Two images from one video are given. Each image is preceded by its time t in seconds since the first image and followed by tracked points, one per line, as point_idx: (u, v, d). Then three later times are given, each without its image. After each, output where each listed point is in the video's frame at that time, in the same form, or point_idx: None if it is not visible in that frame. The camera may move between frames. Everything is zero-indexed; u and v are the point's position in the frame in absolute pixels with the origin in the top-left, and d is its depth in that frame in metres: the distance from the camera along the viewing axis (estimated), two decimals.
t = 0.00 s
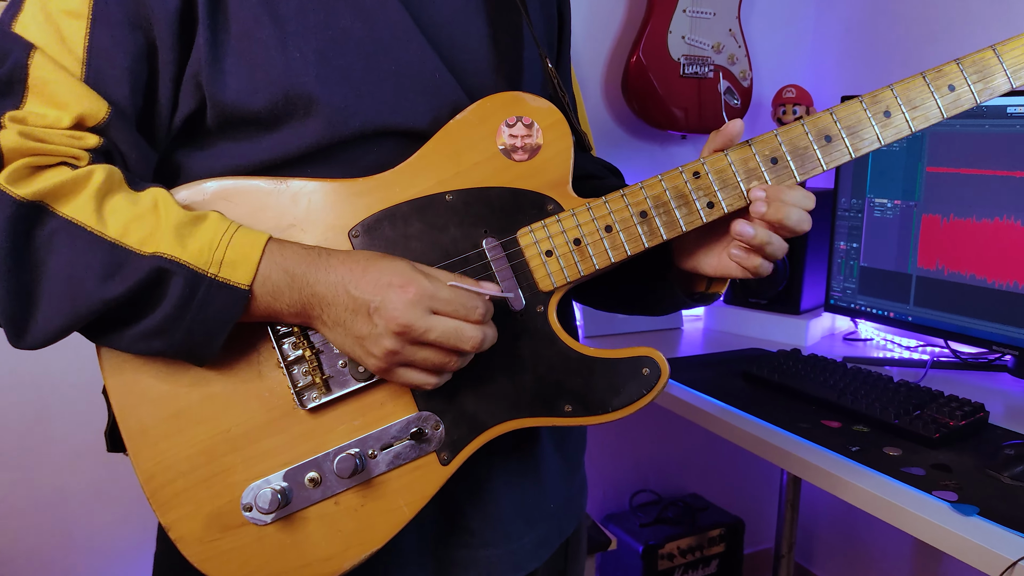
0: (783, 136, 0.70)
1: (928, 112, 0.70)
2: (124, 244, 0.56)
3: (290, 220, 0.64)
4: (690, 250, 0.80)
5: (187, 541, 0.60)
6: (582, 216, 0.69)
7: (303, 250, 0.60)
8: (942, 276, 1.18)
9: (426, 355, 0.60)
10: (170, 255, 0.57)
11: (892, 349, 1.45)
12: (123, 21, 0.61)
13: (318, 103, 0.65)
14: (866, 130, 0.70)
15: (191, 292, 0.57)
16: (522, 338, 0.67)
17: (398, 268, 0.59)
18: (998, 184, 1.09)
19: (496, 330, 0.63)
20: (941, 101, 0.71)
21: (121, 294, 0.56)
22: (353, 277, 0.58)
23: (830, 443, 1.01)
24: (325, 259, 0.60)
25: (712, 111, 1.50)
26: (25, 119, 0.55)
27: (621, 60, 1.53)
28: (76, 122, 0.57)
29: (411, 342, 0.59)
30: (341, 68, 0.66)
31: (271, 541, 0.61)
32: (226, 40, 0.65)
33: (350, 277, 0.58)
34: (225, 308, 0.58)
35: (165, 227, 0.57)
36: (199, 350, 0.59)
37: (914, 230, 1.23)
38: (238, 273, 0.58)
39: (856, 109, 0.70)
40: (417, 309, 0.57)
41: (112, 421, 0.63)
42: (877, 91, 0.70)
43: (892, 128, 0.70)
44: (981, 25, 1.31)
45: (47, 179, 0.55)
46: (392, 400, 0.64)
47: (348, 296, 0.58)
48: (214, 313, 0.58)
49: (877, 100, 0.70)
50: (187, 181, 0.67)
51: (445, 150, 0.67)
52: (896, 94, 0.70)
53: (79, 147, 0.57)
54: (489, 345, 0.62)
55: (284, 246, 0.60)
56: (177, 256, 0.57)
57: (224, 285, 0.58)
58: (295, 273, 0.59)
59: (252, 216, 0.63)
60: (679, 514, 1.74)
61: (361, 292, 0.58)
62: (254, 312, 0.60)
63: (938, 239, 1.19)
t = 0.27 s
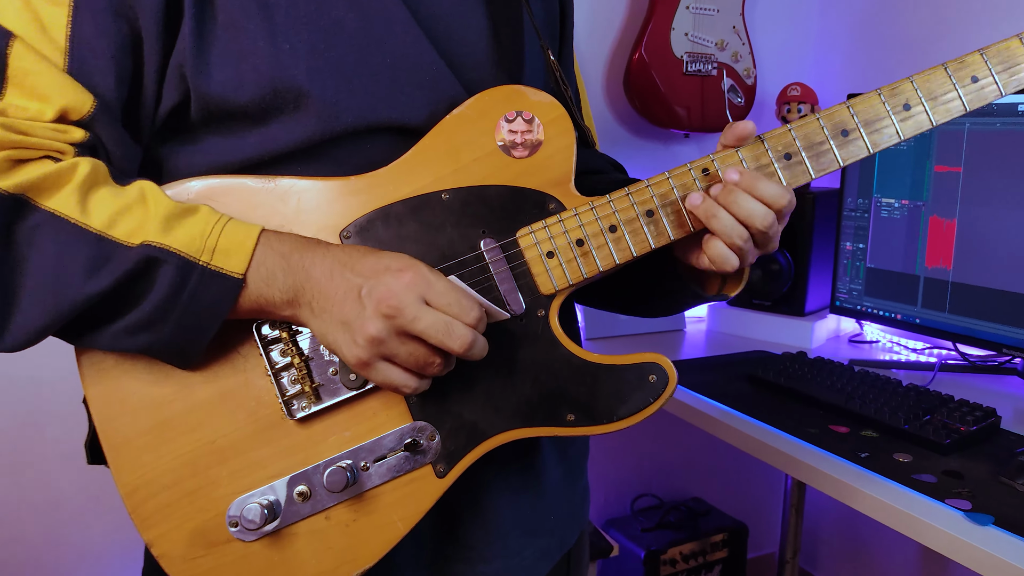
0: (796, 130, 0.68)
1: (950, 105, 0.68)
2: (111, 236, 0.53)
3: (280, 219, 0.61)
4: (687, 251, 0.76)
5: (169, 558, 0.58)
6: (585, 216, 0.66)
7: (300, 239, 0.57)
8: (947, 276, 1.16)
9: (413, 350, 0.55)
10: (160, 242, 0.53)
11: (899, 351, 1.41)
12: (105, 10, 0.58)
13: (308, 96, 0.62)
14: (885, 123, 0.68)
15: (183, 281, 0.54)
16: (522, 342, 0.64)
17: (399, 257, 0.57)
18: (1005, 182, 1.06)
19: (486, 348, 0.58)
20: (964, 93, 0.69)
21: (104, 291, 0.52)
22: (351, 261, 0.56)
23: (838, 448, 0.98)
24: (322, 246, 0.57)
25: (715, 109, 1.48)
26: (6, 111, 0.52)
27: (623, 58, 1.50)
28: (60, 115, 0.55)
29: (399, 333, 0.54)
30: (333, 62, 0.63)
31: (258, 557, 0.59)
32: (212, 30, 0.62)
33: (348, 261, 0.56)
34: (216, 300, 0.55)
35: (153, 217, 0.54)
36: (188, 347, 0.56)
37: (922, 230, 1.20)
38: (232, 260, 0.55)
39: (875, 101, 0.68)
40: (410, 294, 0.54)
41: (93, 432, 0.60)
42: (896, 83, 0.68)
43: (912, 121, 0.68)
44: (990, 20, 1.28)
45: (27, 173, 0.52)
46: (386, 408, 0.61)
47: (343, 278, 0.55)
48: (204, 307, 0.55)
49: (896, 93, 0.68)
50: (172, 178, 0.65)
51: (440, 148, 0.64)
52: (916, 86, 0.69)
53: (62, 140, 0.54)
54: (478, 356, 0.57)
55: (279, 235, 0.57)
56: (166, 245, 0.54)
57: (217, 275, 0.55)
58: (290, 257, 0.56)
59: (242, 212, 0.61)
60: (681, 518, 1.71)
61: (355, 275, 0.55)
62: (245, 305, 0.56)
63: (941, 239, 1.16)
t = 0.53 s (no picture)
0: (806, 124, 0.64)
1: (967, 98, 0.64)
2: (72, 237, 0.49)
3: (259, 217, 0.58)
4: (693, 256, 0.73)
5: None
6: (583, 213, 0.62)
7: (277, 239, 0.54)
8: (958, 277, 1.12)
9: (399, 359, 0.52)
10: (125, 244, 0.50)
11: (906, 353, 1.38)
12: None
13: (291, 88, 0.59)
14: (899, 115, 0.64)
15: (151, 284, 0.51)
16: (516, 346, 0.60)
17: (384, 258, 0.52)
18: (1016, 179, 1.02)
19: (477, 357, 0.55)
20: (982, 86, 0.64)
21: (64, 296, 0.49)
22: (333, 262, 0.52)
23: (846, 455, 0.95)
24: (302, 247, 0.53)
25: (718, 106, 1.44)
26: None
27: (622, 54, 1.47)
28: (19, 107, 0.51)
29: (383, 342, 0.51)
30: (316, 51, 0.60)
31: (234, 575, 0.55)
32: (187, 17, 0.58)
33: (329, 262, 0.52)
34: (188, 304, 0.52)
35: (120, 216, 0.50)
36: (159, 353, 0.52)
37: (929, 229, 1.16)
38: (202, 263, 0.51)
39: (887, 93, 0.64)
40: (394, 300, 0.50)
41: (60, 443, 0.56)
42: (910, 75, 0.64)
43: (927, 115, 0.64)
44: (1000, 13, 1.24)
45: None
46: (372, 417, 0.58)
47: (323, 282, 0.51)
48: (174, 312, 0.51)
49: (910, 84, 0.64)
50: (144, 173, 0.61)
51: (429, 141, 0.61)
52: (931, 78, 0.65)
53: (23, 134, 0.51)
54: (468, 365, 0.54)
55: (255, 235, 0.53)
56: (132, 246, 0.50)
57: (186, 279, 0.51)
58: (266, 259, 0.52)
59: (220, 209, 0.57)
60: (682, 522, 1.68)
61: (336, 280, 0.51)
62: (219, 311, 0.53)
63: (951, 237, 1.12)
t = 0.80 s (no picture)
0: (813, 114, 0.61)
1: (981, 87, 0.62)
2: (22, 240, 0.46)
3: (233, 215, 0.54)
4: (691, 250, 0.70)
5: None
6: (579, 210, 0.59)
7: (237, 241, 0.50)
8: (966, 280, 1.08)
9: (395, 361, 0.50)
10: (76, 250, 0.46)
11: (910, 356, 1.34)
12: None
13: (264, 78, 0.57)
14: (910, 106, 0.61)
15: (103, 295, 0.47)
16: (507, 355, 0.56)
17: (351, 256, 0.49)
18: None
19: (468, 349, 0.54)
20: (996, 74, 0.62)
21: (15, 304, 0.46)
22: (296, 271, 0.48)
23: (851, 463, 0.91)
24: (262, 252, 0.50)
25: (719, 105, 1.40)
26: None
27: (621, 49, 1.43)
28: None
29: (373, 346, 0.49)
30: (290, 39, 0.58)
31: None
32: (150, 5, 0.56)
33: (292, 271, 0.48)
34: (145, 316, 0.48)
35: (72, 219, 0.47)
36: (120, 366, 0.49)
37: (935, 229, 1.13)
38: (158, 270, 0.48)
39: (898, 82, 0.61)
40: (379, 303, 0.48)
41: (21, 461, 0.53)
42: (922, 63, 0.61)
43: (939, 105, 0.61)
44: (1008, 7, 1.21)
45: None
46: (353, 429, 0.54)
47: (293, 295, 0.48)
48: (132, 323, 0.48)
49: (922, 73, 0.61)
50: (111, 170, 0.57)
51: (412, 134, 0.58)
52: (943, 67, 0.62)
53: None
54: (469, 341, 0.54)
55: (216, 238, 0.50)
56: (84, 253, 0.47)
57: (142, 288, 0.48)
58: (228, 270, 0.49)
59: (189, 210, 0.54)
60: (682, 528, 1.64)
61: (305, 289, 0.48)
62: (183, 318, 0.49)
63: (958, 238, 1.09)
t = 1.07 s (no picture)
0: (811, 116, 0.58)
1: (987, 86, 0.60)
2: None
3: (201, 225, 0.52)
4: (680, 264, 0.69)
5: None
6: (565, 217, 0.56)
7: (205, 255, 0.48)
8: (965, 280, 1.06)
9: (388, 394, 0.48)
10: (29, 264, 0.44)
11: (912, 360, 1.31)
12: None
13: (235, 74, 0.53)
14: (914, 105, 0.59)
15: (58, 312, 0.45)
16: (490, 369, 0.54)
17: (343, 280, 0.45)
18: None
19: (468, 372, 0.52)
20: (1002, 70, 0.60)
21: None
22: (284, 294, 0.45)
23: (852, 472, 0.87)
24: (237, 269, 0.47)
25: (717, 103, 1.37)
26: None
27: (619, 45, 1.40)
28: None
29: (366, 379, 0.47)
30: (264, 35, 0.55)
31: None
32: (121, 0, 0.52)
33: (279, 295, 0.45)
34: (104, 334, 0.46)
35: (29, 230, 0.45)
36: (82, 384, 0.47)
37: (938, 232, 1.10)
38: (118, 285, 0.46)
39: (900, 80, 0.59)
40: (373, 341, 0.45)
41: None
42: (926, 61, 0.59)
43: (943, 105, 0.60)
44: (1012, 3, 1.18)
45: None
46: (326, 452, 0.52)
47: (280, 323, 0.45)
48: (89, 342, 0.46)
49: (926, 71, 0.59)
50: (77, 174, 0.54)
51: (389, 139, 0.55)
52: (948, 64, 0.60)
53: None
54: (465, 374, 0.51)
55: (181, 252, 0.48)
56: (37, 268, 0.44)
57: (99, 305, 0.45)
58: (193, 286, 0.46)
59: (156, 219, 0.51)
60: (681, 534, 1.62)
61: (292, 318, 0.45)
62: (149, 334, 0.47)
63: (959, 241, 1.06)
